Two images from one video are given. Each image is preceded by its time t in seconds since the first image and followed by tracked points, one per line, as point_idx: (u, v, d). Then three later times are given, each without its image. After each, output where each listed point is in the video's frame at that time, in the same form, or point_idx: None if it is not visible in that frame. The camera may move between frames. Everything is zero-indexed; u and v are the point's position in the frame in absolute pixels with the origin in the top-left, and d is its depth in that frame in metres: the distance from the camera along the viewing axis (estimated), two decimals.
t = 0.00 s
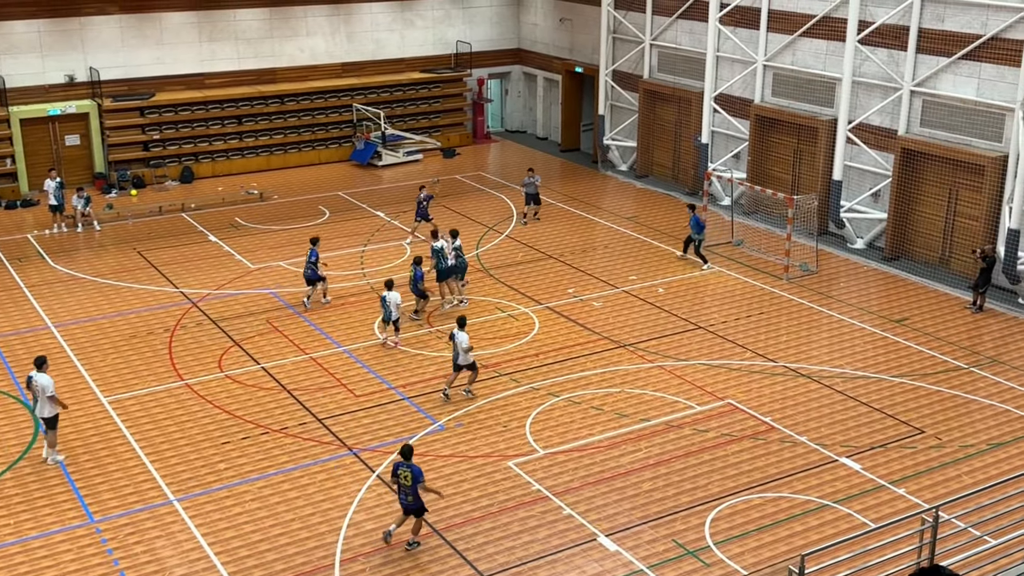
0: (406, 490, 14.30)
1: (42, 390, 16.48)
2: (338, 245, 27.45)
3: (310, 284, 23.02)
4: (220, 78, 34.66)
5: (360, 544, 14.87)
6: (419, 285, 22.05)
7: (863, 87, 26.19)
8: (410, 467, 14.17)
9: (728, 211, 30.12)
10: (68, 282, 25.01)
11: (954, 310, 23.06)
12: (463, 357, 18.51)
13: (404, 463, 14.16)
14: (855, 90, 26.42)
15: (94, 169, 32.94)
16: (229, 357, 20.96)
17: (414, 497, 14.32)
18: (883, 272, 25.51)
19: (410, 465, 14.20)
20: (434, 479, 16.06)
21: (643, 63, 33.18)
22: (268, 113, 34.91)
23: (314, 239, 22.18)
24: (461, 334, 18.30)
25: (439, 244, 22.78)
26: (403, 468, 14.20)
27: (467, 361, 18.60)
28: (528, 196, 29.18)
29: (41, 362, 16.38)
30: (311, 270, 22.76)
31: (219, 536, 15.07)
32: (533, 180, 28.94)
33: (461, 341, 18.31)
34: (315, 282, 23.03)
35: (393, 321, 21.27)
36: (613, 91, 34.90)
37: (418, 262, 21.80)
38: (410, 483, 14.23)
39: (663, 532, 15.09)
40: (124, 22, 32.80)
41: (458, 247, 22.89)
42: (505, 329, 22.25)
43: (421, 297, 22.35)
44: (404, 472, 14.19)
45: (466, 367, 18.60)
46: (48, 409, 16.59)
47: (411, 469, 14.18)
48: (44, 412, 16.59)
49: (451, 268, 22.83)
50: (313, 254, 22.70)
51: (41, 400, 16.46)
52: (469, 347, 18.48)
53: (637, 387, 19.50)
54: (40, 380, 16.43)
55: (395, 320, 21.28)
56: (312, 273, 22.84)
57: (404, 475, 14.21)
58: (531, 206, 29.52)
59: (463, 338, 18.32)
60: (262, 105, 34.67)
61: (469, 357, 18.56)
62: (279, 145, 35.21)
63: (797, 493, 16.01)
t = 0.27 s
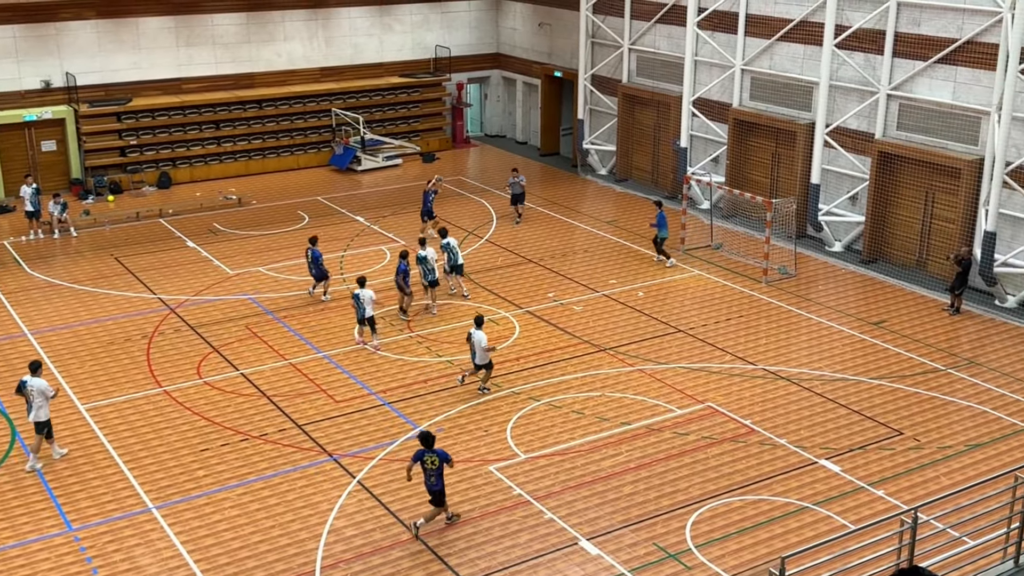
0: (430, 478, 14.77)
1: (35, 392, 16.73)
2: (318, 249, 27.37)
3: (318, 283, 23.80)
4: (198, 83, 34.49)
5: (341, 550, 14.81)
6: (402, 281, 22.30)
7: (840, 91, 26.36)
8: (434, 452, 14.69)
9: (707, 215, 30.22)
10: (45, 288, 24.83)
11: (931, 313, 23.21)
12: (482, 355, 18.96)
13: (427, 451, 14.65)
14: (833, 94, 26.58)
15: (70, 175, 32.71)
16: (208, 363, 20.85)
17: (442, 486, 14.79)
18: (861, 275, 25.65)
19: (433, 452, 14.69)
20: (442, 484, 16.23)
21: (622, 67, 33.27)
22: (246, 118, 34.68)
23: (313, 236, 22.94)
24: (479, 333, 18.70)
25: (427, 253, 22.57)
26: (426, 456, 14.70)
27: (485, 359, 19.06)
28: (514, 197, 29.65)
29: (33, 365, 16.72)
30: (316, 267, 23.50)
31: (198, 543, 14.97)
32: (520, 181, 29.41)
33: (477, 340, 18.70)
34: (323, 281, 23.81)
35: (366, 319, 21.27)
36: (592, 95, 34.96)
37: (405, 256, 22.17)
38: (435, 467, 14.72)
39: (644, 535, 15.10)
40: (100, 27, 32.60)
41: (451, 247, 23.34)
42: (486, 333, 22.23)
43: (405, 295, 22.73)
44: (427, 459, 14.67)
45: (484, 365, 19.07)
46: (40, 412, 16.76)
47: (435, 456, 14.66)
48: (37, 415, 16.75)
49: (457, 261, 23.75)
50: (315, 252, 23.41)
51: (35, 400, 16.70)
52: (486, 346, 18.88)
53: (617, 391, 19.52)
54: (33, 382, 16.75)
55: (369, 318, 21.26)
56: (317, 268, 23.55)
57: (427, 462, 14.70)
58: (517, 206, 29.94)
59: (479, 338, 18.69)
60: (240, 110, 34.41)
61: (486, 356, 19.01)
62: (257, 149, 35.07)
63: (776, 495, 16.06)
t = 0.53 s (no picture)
0: (450, 471, 14.94)
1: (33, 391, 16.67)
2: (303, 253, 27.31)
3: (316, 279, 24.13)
4: (180, 86, 34.38)
5: (326, 554, 14.77)
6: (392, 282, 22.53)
7: (823, 93, 26.48)
8: (455, 447, 14.78)
9: (692, 217, 30.31)
10: (27, 293, 24.69)
11: (914, 314, 23.33)
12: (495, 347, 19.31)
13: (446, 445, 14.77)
14: (815, 96, 26.70)
15: (53, 179, 32.48)
16: (192, 367, 20.77)
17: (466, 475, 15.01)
18: (845, 277, 25.77)
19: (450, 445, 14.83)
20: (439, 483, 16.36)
21: (606, 70, 33.33)
22: (230, 121, 34.58)
23: (308, 235, 23.20)
24: (492, 326, 19.02)
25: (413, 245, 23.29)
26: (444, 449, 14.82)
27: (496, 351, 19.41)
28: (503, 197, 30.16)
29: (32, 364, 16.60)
30: (314, 264, 23.79)
31: (182, 548, 14.91)
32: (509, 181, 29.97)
33: (493, 333, 19.04)
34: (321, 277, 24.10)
35: (343, 319, 21.32)
36: (576, 98, 35.01)
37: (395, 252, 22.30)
38: (454, 461, 14.85)
39: (630, 537, 15.11)
40: (82, 30, 32.45)
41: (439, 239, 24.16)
42: (471, 336, 22.22)
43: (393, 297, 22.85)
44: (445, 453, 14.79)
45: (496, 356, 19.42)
46: (41, 410, 16.79)
47: (456, 450, 14.76)
48: (38, 413, 16.79)
49: (445, 253, 24.33)
50: (314, 248, 23.57)
51: (34, 401, 16.67)
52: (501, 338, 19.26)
53: (602, 393, 19.54)
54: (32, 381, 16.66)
55: (344, 318, 21.30)
56: (316, 265, 23.83)
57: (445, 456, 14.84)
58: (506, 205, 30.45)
59: (496, 330, 19.05)
60: (223, 113, 34.30)
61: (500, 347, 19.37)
62: (241, 153, 34.96)
63: (762, 496, 16.11)
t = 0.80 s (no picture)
0: (465, 466, 15.04)
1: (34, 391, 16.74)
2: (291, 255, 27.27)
3: (306, 271, 24.42)
4: (167, 88, 34.27)
5: (315, 556, 14.75)
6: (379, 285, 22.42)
7: (809, 94, 26.57)
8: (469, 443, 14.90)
9: (679, 218, 30.37)
10: (13, 295, 24.57)
11: (901, 314, 23.43)
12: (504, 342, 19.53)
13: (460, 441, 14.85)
14: (802, 97, 26.79)
15: (39, 181, 32.35)
16: (179, 370, 20.70)
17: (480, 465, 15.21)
18: (832, 277, 25.86)
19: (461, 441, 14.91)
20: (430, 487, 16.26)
21: (593, 71, 33.36)
22: (217, 123, 34.51)
23: (304, 228, 23.44)
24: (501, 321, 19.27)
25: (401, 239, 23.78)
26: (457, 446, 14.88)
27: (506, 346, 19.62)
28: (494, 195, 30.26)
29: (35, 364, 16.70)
30: (308, 257, 24.06)
31: (170, 551, 14.86)
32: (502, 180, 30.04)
33: (501, 328, 19.26)
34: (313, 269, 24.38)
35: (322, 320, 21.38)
36: (564, 99, 35.05)
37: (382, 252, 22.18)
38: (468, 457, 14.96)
39: (619, 538, 15.14)
40: (68, 32, 32.33)
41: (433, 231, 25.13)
42: (459, 337, 22.22)
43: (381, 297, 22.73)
44: (460, 450, 14.86)
45: (507, 351, 19.64)
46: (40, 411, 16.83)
47: (471, 444, 14.88)
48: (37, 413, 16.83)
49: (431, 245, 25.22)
50: (308, 241, 23.85)
51: (34, 401, 16.72)
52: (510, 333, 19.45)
53: (591, 394, 19.55)
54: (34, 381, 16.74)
55: (324, 318, 21.31)
56: (309, 259, 24.13)
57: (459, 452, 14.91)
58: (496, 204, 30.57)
59: (502, 325, 19.25)
60: (210, 115, 34.24)
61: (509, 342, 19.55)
62: (228, 154, 34.87)
63: (750, 496, 16.15)
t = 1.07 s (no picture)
0: (461, 458, 15.12)
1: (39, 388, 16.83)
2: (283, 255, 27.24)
3: (301, 267, 24.61)
4: (157, 88, 34.20)
5: (307, 557, 14.73)
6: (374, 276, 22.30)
7: (800, 94, 26.63)
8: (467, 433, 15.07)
9: (670, 217, 30.41)
10: (3, 296, 24.50)
11: (892, 313, 23.49)
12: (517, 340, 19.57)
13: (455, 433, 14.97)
14: (793, 97, 26.85)
15: (29, 182, 32.32)
16: (170, 371, 20.66)
17: (468, 455, 15.41)
18: (823, 276, 25.92)
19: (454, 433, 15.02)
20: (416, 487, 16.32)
21: (585, 71, 33.38)
22: (208, 123, 34.44)
23: (300, 225, 23.66)
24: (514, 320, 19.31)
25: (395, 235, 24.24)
26: (453, 439, 14.96)
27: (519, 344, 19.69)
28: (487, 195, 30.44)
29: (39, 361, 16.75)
30: (304, 254, 24.27)
31: (162, 553, 14.83)
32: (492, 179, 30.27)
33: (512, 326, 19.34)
34: (308, 267, 24.59)
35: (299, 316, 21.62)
36: (555, 99, 35.06)
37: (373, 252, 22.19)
38: (465, 448, 15.09)
39: (611, 537, 15.15)
40: (58, 32, 32.24)
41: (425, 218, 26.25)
42: (451, 337, 22.22)
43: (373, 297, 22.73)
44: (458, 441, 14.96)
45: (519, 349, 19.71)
46: (46, 406, 16.95)
47: (469, 433, 15.05)
48: (43, 409, 16.95)
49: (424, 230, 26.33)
50: (304, 237, 24.09)
51: (40, 397, 16.83)
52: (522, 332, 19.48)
53: (583, 394, 19.57)
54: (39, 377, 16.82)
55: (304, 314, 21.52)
56: (303, 255, 24.33)
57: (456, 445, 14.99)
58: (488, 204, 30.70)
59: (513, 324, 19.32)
60: (201, 115, 34.19)
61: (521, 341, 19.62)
62: (219, 155, 34.80)
63: (741, 496, 16.17)
